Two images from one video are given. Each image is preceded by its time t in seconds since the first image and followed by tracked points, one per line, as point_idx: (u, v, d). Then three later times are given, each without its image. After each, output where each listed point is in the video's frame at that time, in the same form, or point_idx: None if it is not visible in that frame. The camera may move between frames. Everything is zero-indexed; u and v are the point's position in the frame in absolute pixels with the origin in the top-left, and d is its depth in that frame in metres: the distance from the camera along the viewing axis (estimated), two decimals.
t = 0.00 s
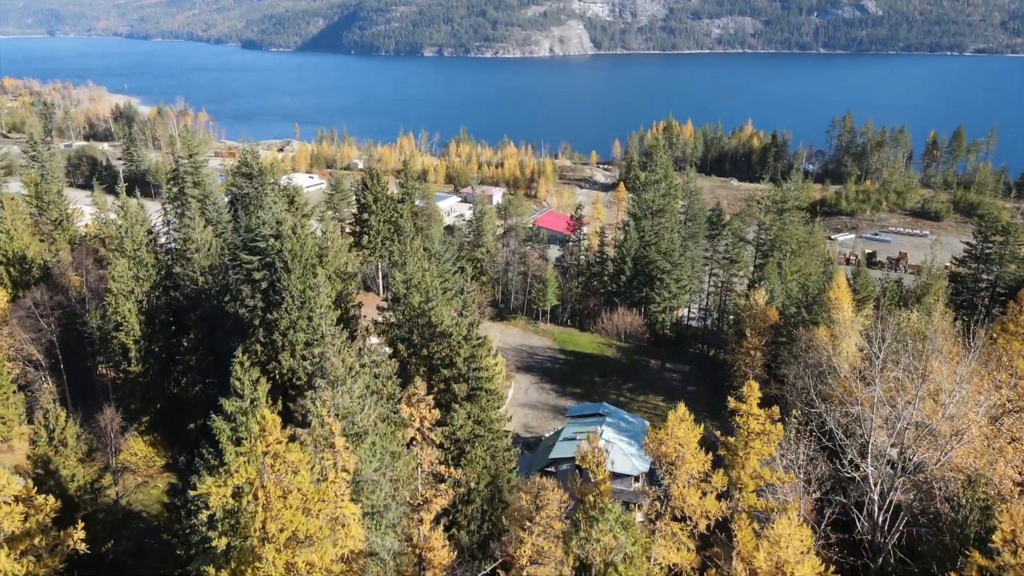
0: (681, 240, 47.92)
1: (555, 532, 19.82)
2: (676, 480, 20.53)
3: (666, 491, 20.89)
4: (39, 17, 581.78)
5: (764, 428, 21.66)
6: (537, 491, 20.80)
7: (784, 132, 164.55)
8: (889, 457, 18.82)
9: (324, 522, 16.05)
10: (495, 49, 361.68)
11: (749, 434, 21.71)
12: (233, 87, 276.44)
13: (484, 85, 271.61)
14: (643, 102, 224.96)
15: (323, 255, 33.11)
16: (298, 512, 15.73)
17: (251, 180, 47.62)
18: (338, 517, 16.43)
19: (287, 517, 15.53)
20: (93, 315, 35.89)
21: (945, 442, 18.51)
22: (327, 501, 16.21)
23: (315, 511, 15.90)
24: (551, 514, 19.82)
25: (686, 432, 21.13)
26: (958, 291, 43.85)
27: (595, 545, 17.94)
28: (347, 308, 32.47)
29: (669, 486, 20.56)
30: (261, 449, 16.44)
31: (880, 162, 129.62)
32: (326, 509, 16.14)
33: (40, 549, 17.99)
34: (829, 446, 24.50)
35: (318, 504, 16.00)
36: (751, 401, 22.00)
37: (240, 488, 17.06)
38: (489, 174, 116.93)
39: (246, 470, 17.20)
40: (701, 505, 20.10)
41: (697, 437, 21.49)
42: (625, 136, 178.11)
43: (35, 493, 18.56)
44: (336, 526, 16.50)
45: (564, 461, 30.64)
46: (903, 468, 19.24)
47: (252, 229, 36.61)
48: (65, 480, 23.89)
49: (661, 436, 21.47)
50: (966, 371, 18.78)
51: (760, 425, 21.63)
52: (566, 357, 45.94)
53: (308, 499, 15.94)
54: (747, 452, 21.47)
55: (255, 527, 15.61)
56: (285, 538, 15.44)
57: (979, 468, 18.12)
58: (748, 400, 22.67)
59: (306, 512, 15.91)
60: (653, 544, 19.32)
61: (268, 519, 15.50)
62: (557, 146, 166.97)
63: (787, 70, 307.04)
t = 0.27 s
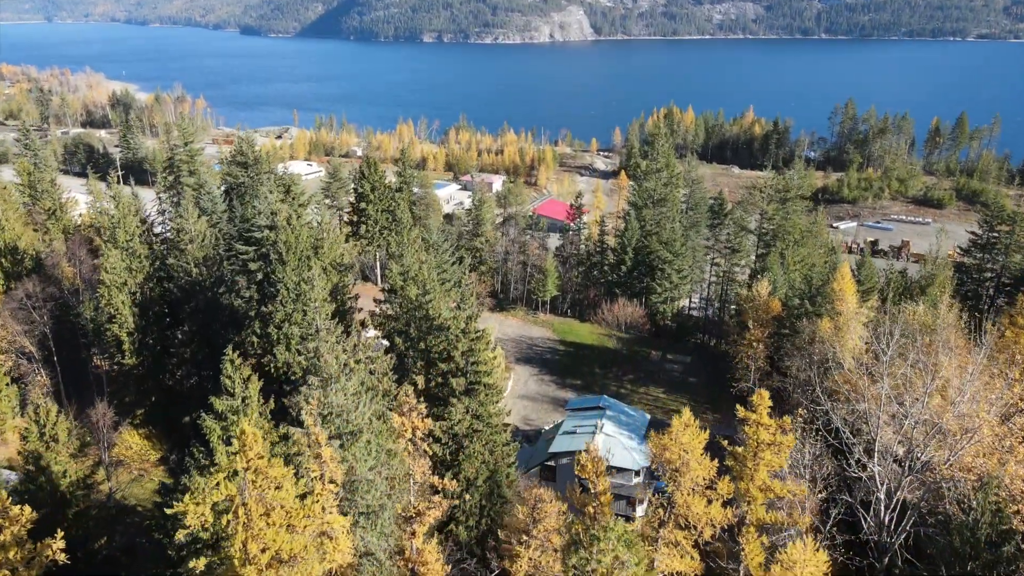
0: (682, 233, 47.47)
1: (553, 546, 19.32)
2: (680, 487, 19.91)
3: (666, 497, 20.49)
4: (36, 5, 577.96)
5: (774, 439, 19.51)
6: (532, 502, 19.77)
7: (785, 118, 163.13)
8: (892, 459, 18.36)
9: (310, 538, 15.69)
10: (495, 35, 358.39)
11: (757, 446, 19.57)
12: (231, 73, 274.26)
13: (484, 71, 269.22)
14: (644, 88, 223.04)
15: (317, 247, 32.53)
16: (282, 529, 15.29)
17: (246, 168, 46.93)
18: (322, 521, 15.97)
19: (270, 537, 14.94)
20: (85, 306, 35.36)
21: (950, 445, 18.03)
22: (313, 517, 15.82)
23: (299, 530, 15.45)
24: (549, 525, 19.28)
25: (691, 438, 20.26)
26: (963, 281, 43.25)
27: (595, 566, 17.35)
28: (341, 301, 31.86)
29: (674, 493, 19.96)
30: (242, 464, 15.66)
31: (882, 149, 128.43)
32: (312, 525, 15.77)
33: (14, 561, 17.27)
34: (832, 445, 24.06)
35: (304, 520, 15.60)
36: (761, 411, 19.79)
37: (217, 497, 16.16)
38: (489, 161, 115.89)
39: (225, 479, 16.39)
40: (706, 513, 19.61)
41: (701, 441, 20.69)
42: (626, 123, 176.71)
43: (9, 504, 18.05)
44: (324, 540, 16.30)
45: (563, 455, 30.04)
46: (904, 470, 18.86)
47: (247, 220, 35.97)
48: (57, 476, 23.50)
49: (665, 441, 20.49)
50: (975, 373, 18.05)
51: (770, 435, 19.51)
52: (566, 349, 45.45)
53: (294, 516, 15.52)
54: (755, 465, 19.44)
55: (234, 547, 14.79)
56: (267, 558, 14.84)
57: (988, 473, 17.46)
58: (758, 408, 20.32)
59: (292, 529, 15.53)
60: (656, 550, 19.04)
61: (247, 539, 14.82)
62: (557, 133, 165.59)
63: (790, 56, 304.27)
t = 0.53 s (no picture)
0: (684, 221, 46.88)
1: (550, 561, 18.72)
2: (685, 494, 18.95)
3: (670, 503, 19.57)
4: None
5: (786, 450, 18.76)
6: (531, 515, 19.20)
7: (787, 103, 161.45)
8: (900, 457, 17.83)
9: (294, 556, 15.19)
10: (495, 19, 354.46)
11: (769, 457, 18.90)
12: (228, 58, 271.35)
13: (484, 55, 266.47)
14: (645, 73, 220.82)
15: (311, 238, 32.00)
16: (264, 549, 14.69)
17: (242, 156, 46.17)
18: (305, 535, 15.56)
19: (251, 558, 14.41)
20: (78, 297, 34.73)
21: (958, 442, 17.72)
22: (296, 533, 15.29)
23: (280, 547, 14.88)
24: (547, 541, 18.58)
25: (696, 445, 19.18)
26: (968, 270, 42.67)
27: None
28: (337, 294, 31.37)
29: (676, 501, 19.02)
30: (220, 482, 14.44)
31: (885, 135, 127.13)
32: (296, 542, 15.26)
33: None
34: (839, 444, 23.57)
35: (288, 537, 15.06)
36: (773, 421, 18.81)
37: (191, 506, 15.38)
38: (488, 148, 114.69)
39: (198, 494, 15.43)
40: (712, 521, 18.85)
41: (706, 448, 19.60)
42: (627, 108, 175.09)
43: None
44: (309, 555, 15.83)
45: (562, 449, 29.60)
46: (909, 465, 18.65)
47: (241, 210, 35.40)
48: (49, 470, 23.08)
49: (668, 447, 19.48)
50: (991, 370, 17.45)
51: (782, 446, 18.73)
52: (565, 339, 44.98)
53: (276, 533, 14.92)
54: (766, 477, 18.92)
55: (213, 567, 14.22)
56: None
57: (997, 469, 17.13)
58: (769, 417, 19.21)
59: (275, 548, 14.95)
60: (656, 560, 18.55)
61: (226, 558, 14.24)
62: (557, 119, 164.03)
63: (792, 40, 301.16)
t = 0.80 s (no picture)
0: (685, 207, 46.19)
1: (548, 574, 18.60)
2: (689, 501, 18.36)
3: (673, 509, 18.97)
4: None
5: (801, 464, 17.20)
6: (527, 530, 18.93)
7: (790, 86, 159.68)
8: (909, 454, 17.34)
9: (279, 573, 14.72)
10: None
11: (780, 469, 17.37)
12: (224, 40, 268.03)
13: (484, 38, 263.31)
14: (646, 56, 218.29)
15: (306, 227, 31.36)
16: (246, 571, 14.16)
17: (236, 142, 45.32)
18: (290, 554, 15.02)
19: None
20: (71, 285, 34.10)
21: (970, 439, 17.17)
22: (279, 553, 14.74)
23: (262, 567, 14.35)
24: (545, 553, 18.53)
25: (702, 450, 18.34)
26: (973, 257, 42.04)
27: None
28: (332, 285, 30.77)
29: (681, 509, 18.47)
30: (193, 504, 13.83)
31: (888, 118, 125.79)
32: (279, 561, 14.78)
33: None
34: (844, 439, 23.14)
35: (271, 557, 14.55)
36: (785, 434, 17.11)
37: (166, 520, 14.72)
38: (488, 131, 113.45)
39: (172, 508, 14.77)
40: (718, 529, 18.36)
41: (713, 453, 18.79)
42: (628, 91, 173.25)
43: None
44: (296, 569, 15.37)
45: (562, 442, 29.25)
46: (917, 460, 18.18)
47: (235, 197, 34.70)
48: (40, 464, 22.74)
49: (672, 452, 18.71)
50: (1003, 367, 16.90)
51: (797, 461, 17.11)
52: (566, 327, 44.52)
53: (258, 554, 14.39)
54: (778, 490, 17.41)
55: None
56: None
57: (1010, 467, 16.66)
58: (781, 427, 17.47)
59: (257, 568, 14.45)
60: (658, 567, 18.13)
61: None
62: (557, 103, 162.32)
63: (795, 22, 297.51)
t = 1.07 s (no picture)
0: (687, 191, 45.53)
1: None
2: (694, 509, 17.88)
3: (675, 515, 18.40)
4: None
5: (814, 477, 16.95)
6: (522, 546, 18.62)
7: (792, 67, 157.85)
8: (917, 448, 16.91)
9: None
10: None
11: (792, 484, 16.96)
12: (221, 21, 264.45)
13: (484, 18, 259.74)
14: (648, 36, 215.41)
15: (301, 212, 30.75)
16: None
17: (230, 125, 44.45)
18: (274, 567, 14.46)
19: None
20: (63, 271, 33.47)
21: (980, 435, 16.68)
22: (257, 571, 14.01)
23: None
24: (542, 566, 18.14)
25: (707, 456, 17.91)
26: (979, 242, 41.40)
27: None
28: (328, 272, 30.20)
29: (685, 516, 17.87)
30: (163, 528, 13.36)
31: (891, 99, 124.29)
32: None
33: None
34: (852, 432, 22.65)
35: None
36: (798, 447, 16.66)
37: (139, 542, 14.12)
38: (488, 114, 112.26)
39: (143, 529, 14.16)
40: (725, 537, 17.84)
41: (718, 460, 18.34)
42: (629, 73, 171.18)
43: None
44: None
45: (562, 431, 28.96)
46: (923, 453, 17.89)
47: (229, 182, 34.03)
48: (31, 456, 22.39)
49: (675, 457, 18.36)
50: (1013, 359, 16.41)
51: (810, 476, 16.73)
52: (566, 313, 44.08)
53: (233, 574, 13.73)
54: (790, 506, 17.02)
55: None
56: None
57: None
58: (794, 441, 17.00)
59: None
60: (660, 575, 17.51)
61: None
62: (557, 84, 160.46)
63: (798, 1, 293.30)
